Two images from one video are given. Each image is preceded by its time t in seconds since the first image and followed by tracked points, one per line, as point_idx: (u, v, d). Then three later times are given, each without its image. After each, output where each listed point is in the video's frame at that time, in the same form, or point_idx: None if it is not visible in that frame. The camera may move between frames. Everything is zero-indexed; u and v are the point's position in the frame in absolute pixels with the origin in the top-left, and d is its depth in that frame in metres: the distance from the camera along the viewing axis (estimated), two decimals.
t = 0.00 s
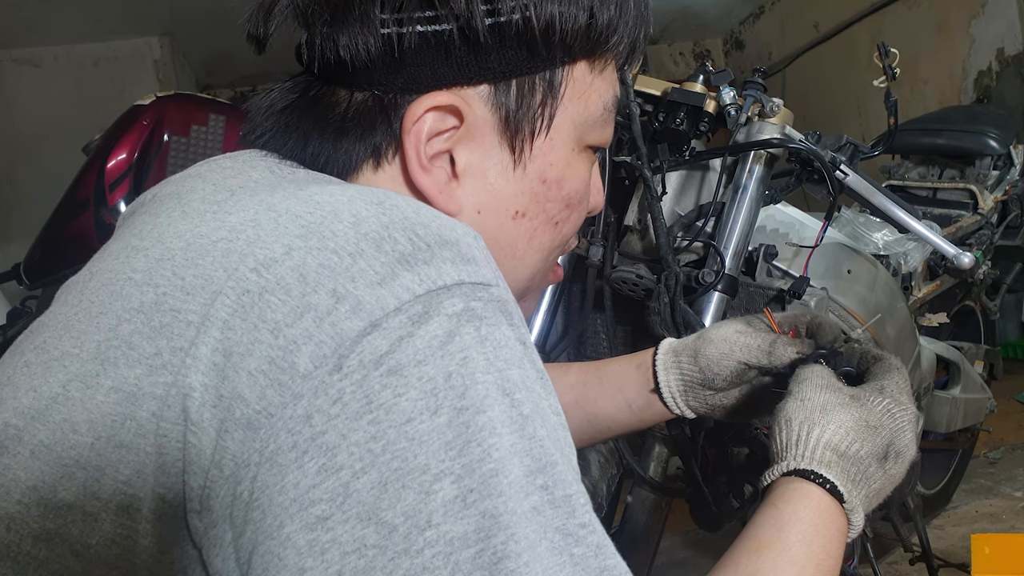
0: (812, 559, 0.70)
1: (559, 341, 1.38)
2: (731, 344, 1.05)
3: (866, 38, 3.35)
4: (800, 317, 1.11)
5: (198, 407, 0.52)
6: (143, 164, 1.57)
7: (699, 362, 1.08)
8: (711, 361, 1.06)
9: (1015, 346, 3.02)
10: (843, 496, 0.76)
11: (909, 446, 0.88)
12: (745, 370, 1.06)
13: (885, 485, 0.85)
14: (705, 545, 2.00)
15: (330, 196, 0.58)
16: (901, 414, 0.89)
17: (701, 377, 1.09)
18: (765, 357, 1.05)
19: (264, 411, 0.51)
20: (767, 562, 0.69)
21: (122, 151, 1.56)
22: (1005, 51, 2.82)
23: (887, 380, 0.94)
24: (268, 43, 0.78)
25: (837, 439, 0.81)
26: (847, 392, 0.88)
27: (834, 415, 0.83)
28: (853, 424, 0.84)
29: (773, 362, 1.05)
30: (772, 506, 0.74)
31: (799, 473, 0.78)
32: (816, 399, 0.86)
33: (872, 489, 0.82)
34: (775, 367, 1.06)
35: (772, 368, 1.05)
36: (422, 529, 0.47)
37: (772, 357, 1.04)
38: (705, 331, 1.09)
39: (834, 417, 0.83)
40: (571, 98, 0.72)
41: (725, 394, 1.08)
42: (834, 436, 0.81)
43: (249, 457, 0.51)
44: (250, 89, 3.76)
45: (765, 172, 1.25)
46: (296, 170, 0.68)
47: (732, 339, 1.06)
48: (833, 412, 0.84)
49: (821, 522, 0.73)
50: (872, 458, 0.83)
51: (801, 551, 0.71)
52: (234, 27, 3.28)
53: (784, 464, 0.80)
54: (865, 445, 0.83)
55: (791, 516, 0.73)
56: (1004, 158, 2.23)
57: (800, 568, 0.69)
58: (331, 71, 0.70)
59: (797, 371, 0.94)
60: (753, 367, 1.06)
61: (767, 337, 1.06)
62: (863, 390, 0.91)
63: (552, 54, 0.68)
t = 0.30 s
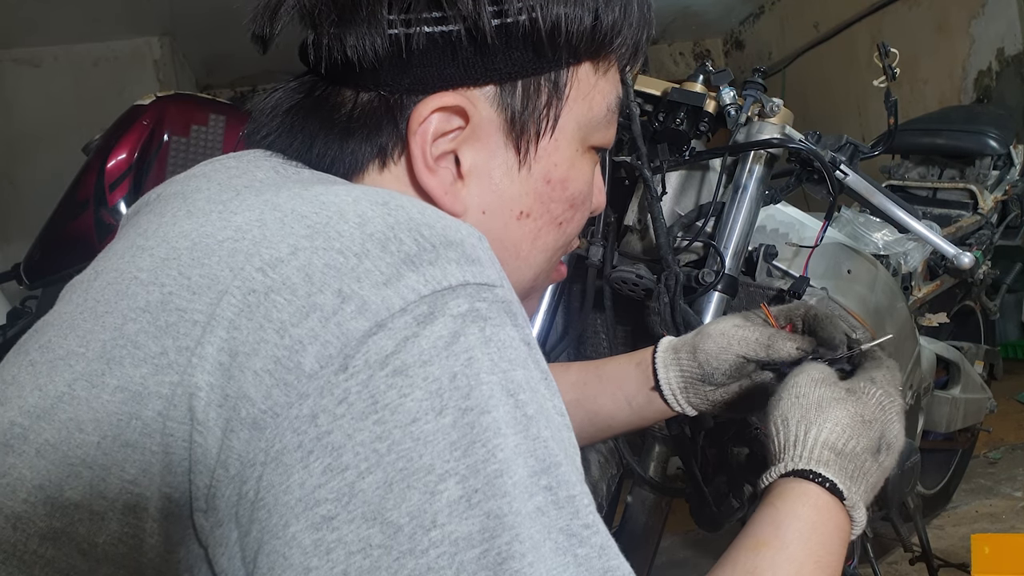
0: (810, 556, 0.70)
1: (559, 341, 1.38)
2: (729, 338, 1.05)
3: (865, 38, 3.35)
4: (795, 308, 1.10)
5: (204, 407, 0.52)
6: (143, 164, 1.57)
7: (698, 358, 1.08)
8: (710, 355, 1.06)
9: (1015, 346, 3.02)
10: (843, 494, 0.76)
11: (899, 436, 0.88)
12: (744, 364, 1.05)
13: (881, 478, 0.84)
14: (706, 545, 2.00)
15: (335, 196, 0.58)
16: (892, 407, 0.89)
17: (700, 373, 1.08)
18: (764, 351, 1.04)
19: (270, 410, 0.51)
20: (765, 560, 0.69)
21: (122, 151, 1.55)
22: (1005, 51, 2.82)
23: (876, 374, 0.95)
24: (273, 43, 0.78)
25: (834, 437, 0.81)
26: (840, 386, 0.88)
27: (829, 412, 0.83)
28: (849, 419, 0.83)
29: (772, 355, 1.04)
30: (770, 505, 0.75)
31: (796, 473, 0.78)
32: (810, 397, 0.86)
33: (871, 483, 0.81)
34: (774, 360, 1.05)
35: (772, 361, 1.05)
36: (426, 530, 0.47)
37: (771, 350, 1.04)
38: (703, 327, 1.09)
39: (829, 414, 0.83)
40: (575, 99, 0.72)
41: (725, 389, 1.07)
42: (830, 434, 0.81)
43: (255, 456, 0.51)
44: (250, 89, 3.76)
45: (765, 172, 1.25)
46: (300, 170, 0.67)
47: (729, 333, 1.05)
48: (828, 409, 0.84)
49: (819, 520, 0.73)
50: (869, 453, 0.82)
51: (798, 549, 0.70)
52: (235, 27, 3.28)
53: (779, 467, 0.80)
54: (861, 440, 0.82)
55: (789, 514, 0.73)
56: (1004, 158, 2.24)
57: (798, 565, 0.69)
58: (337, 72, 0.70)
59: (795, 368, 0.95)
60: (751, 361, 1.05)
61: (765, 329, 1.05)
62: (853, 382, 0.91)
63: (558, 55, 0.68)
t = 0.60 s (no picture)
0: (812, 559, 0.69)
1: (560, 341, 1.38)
2: (733, 331, 1.06)
3: (865, 38, 3.35)
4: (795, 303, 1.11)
5: (201, 407, 0.52)
6: (143, 164, 1.57)
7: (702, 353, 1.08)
8: (714, 348, 1.06)
9: (1015, 346, 3.02)
10: (839, 487, 0.75)
11: (897, 424, 0.87)
12: (748, 356, 1.06)
13: (886, 469, 0.82)
14: (705, 545, 2.01)
15: (333, 196, 0.58)
16: (879, 397, 0.89)
17: (704, 367, 1.09)
18: (768, 341, 1.05)
19: (267, 410, 0.51)
20: (763, 562, 0.69)
21: (123, 151, 1.55)
22: (1005, 51, 2.82)
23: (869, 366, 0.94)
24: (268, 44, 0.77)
25: (821, 433, 0.81)
26: (824, 386, 0.89)
27: (815, 411, 0.84)
28: (836, 414, 0.83)
29: (776, 346, 1.05)
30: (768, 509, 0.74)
31: (792, 475, 0.77)
32: (797, 400, 0.86)
33: (872, 476, 0.80)
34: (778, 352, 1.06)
35: (777, 352, 1.06)
36: (423, 529, 0.47)
37: (775, 341, 1.05)
38: (705, 321, 1.09)
39: (814, 413, 0.83)
40: (571, 95, 0.72)
41: (730, 382, 1.07)
42: (817, 432, 0.81)
43: (251, 456, 0.51)
44: (250, 89, 3.76)
45: (765, 172, 1.25)
46: (298, 171, 0.67)
47: (733, 325, 1.06)
48: (813, 409, 0.84)
49: (817, 520, 0.73)
50: (862, 444, 0.82)
51: (796, 549, 0.70)
52: (235, 27, 3.28)
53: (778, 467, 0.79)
54: (851, 433, 0.82)
55: (789, 516, 0.72)
56: (1004, 158, 2.23)
57: (798, 566, 0.69)
58: (333, 71, 0.70)
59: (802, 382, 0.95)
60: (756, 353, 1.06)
61: (769, 322, 1.07)
62: (838, 380, 0.91)
63: (553, 51, 0.68)
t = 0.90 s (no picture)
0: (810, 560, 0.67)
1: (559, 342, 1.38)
2: (734, 341, 1.04)
3: (866, 38, 3.34)
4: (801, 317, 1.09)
5: (191, 407, 0.52)
6: (142, 164, 1.57)
7: (701, 357, 1.08)
8: (714, 355, 1.05)
9: (1015, 346, 3.01)
10: (830, 491, 0.72)
11: (907, 425, 0.81)
12: (747, 367, 1.05)
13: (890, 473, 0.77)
14: (705, 545, 2.01)
15: (323, 196, 0.58)
16: (887, 397, 0.83)
17: (702, 373, 1.08)
18: (768, 355, 1.03)
19: (257, 411, 0.51)
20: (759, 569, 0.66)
21: (122, 151, 1.56)
22: (1006, 51, 2.81)
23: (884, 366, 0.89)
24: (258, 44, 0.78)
25: (819, 437, 0.77)
26: (829, 386, 0.84)
27: (816, 413, 0.79)
28: (835, 417, 0.79)
29: (777, 361, 1.03)
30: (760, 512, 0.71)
31: (786, 480, 0.73)
32: (799, 402, 0.82)
33: (874, 480, 0.75)
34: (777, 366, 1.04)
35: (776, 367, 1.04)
36: (414, 529, 0.47)
37: (776, 355, 1.03)
38: (707, 326, 1.08)
39: (815, 415, 0.79)
40: (561, 90, 0.72)
41: (727, 389, 1.07)
42: (815, 435, 0.77)
43: (242, 457, 0.51)
44: (250, 89, 3.76)
45: (765, 172, 1.25)
46: (289, 170, 0.67)
47: (735, 334, 1.05)
48: (813, 411, 0.80)
49: (810, 519, 0.70)
50: (863, 447, 0.77)
51: (793, 552, 0.67)
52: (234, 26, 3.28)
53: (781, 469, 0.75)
54: (851, 436, 0.77)
55: (784, 518, 0.69)
56: (1005, 158, 2.22)
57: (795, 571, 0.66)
58: (322, 68, 0.70)
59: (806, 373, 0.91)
60: (755, 364, 1.05)
61: (771, 335, 1.04)
62: (847, 378, 0.86)
63: (542, 45, 0.69)
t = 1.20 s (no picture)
0: (796, 550, 0.66)
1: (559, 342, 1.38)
2: (729, 345, 1.05)
3: (866, 38, 3.34)
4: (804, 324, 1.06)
5: (186, 406, 0.52)
6: (142, 164, 1.58)
7: (697, 364, 1.08)
8: (709, 362, 1.05)
9: (1015, 346, 3.01)
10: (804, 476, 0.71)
11: (870, 394, 0.79)
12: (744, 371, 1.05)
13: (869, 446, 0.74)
14: (705, 544, 2.01)
15: (318, 195, 0.58)
16: (842, 372, 0.81)
17: (698, 380, 1.08)
18: (764, 355, 1.04)
19: (252, 410, 0.51)
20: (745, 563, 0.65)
21: (122, 151, 1.56)
22: (1006, 51, 2.82)
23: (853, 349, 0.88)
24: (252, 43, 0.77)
25: (785, 429, 0.76)
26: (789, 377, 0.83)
27: (780, 408, 0.78)
28: (797, 405, 0.78)
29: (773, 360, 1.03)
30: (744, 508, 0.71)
31: (765, 476, 0.73)
32: (765, 401, 0.81)
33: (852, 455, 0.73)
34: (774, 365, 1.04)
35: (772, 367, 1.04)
36: (409, 527, 0.47)
37: (771, 354, 1.03)
38: (704, 332, 1.08)
39: (780, 410, 0.78)
40: (555, 86, 0.72)
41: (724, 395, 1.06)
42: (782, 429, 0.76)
43: (238, 456, 0.51)
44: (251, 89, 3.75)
45: (765, 172, 1.25)
46: (285, 170, 0.68)
47: (730, 338, 1.05)
48: (777, 408, 0.79)
49: (790, 508, 0.69)
50: (830, 425, 0.75)
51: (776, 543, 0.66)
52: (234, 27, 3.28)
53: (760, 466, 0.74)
54: (817, 419, 0.75)
55: (763, 510, 0.69)
56: (1005, 158, 2.22)
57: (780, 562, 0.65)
58: (318, 66, 0.70)
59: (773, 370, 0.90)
60: (752, 368, 1.05)
61: (765, 335, 1.05)
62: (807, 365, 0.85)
63: (536, 41, 0.69)
